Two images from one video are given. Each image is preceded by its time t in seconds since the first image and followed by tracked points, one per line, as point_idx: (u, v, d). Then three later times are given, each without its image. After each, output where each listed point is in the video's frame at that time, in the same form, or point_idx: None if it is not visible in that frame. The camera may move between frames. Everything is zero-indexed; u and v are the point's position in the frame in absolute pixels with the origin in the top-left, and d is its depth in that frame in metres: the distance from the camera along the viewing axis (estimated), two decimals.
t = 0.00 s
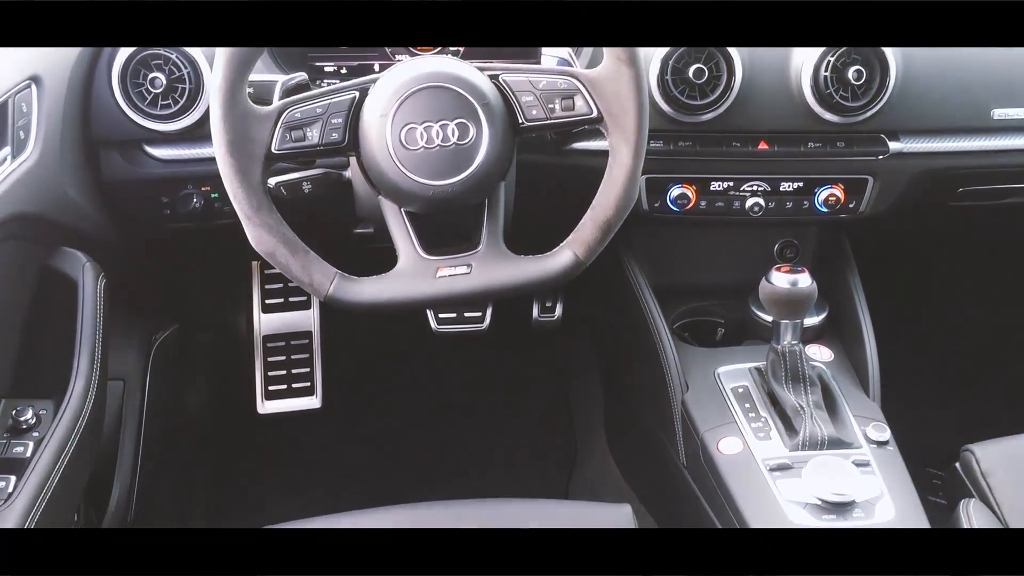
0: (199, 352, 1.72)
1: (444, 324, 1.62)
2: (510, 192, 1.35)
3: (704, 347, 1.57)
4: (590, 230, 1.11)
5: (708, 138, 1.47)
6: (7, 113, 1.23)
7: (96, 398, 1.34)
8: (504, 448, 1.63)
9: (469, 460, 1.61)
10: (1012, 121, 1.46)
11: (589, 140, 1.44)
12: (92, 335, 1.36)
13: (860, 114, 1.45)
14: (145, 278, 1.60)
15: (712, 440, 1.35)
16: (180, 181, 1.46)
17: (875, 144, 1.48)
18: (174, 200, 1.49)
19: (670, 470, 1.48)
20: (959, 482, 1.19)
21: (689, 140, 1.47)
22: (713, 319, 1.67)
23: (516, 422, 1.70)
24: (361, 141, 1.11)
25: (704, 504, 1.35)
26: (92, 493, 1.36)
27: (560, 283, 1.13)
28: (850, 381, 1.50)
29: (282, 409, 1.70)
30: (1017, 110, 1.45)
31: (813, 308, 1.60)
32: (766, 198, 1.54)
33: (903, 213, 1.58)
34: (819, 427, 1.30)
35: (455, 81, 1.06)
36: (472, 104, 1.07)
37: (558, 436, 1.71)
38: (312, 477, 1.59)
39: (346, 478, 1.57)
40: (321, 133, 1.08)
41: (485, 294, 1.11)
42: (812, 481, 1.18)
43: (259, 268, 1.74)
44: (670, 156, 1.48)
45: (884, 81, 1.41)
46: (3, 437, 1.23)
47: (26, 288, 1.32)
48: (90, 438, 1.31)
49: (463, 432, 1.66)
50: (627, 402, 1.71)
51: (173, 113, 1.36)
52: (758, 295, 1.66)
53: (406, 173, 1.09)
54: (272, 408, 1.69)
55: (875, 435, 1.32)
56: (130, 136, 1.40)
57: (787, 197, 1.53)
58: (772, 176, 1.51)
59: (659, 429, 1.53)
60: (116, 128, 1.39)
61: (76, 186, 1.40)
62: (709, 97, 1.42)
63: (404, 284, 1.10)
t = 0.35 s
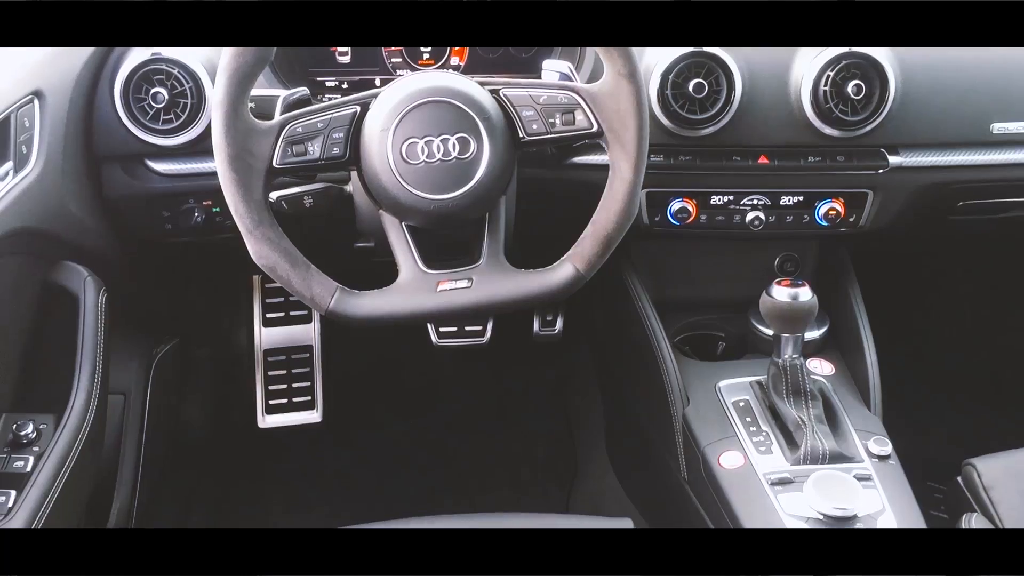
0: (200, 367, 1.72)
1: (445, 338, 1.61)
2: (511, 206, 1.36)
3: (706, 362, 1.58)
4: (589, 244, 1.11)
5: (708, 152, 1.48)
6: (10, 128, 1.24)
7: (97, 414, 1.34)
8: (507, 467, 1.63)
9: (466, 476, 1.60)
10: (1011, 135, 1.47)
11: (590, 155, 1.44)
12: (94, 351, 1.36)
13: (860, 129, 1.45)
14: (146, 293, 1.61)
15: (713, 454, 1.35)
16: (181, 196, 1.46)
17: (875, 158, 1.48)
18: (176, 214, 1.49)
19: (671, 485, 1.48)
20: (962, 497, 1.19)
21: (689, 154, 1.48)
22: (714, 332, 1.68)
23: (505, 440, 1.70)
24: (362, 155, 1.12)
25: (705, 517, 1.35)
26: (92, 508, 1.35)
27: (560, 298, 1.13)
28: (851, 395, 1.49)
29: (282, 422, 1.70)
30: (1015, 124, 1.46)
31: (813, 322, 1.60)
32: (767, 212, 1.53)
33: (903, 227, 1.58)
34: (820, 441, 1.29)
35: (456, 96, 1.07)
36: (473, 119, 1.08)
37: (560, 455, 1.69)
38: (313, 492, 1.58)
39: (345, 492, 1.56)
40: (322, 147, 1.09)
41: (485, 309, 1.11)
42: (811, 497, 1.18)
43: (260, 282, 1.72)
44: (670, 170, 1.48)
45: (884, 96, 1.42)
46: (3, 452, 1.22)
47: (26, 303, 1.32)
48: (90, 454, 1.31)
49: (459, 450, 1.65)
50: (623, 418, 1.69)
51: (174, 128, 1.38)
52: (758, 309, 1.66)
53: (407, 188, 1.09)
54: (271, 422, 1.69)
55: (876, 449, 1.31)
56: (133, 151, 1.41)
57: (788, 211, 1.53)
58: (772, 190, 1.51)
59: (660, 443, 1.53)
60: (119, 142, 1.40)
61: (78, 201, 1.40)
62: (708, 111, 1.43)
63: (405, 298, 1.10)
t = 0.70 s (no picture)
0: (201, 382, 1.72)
1: (446, 353, 1.63)
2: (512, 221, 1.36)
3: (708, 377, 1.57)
4: (590, 259, 1.10)
5: (709, 168, 1.48)
6: (14, 143, 1.24)
7: (98, 430, 1.34)
8: (507, 478, 1.62)
9: (464, 490, 1.57)
10: (1012, 151, 1.47)
11: (590, 170, 1.45)
12: (95, 368, 1.36)
13: (859, 145, 1.45)
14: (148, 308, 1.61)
15: (714, 469, 1.35)
16: (183, 212, 1.47)
17: (875, 175, 1.48)
18: (178, 230, 1.49)
19: (672, 500, 1.48)
20: (965, 514, 1.18)
21: (691, 170, 1.48)
22: (714, 347, 1.68)
23: (504, 452, 1.67)
24: (363, 171, 1.12)
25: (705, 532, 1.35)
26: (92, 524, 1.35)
27: (561, 314, 1.13)
28: (853, 411, 1.49)
29: (281, 439, 1.71)
30: (1016, 140, 1.46)
31: (815, 337, 1.61)
32: (767, 228, 1.54)
33: (904, 242, 1.58)
34: (822, 456, 1.29)
35: (457, 112, 1.08)
36: (474, 135, 1.08)
37: (559, 467, 1.68)
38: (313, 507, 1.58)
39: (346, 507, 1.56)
40: (324, 164, 1.09)
41: (485, 324, 1.11)
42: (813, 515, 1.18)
43: (260, 298, 1.73)
44: (672, 186, 1.49)
45: (883, 112, 1.42)
46: (3, 468, 1.22)
47: (28, 318, 1.32)
48: (91, 470, 1.30)
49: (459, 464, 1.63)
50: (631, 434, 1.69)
51: (176, 144, 1.38)
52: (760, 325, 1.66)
53: (408, 203, 1.09)
54: (271, 439, 1.70)
55: (878, 465, 1.31)
56: (135, 167, 1.41)
57: (788, 226, 1.54)
58: (773, 206, 1.52)
59: (661, 458, 1.52)
60: (121, 158, 1.40)
61: (81, 217, 1.40)
62: (709, 127, 1.43)
63: (406, 313, 1.10)
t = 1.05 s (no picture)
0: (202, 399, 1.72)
1: (447, 369, 1.62)
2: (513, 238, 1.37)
3: (709, 394, 1.57)
4: (592, 276, 1.10)
5: (710, 185, 1.49)
6: (18, 160, 1.25)
7: (99, 447, 1.34)
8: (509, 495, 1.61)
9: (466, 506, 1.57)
10: (1012, 168, 1.48)
11: (591, 187, 1.45)
12: (97, 385, 1.37)
13: (860, 162, 1.45)
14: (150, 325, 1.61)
15: (717, 486, 1.35)
16: (185, 228, 1.47)
17: (875, 192, 1.49)
18: (180, 247, 1.49)
19: (675, 518, 1.47)
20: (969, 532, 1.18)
21: (692, 187, 1.48)
22: (716, 363, 1.68)
23: (503, 470, 1.66)
24: (365, 188, 1.11)
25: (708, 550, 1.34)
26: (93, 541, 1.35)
27: (563, 331, 1.13)
28: (856, 428, 1.49)
29: (283, 456, 1.67)
30: (1016, 157, 1.47)
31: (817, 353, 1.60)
32: (769, 244, 1.53)
33: (906, 259, 1.59)
34: (825, 473, 1.28)
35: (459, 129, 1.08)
36: (476, 152, 1.08)
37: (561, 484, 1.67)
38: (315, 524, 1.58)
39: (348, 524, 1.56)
40: (327, 180, 1.09)
41: (487, 341, 1.10)
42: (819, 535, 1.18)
43: (263, 314, 1.71)
44: (673, 203, 1.49)
45: (884, 130, 1.42)
46: (5, 484, 1.22)
47: (30, 335, 1.32)
48: (92, 487, 1.30)
49: (459, 483, 1.62)
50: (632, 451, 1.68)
51: (180, 161, 1.38)
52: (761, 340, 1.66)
53: (410, 221, 1.09)
54: (273, 456, 1.66)
55: (881, 482, 1.31)
56: (138, 184, 1.42)
57: (790, 243, 1.54)
58: (774, 222, 1.52)
59: (664, 474, 1.52)
60: (124, 175, 1.41)
61: (83, 234, 1.41)
62: (710, 144, 1.43)
63: (406, 330, 1.10)
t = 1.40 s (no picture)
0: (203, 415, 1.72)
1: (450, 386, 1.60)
2: (514, 252, 1.36)
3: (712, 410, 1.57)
4: (593, 291, 1.11)
5: (711, 201, 1.49)
6: (21, 177, 1.27)
7: (100, 463, 1.34)
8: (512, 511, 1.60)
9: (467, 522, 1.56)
10: (1013, 184, 1.48)
11: (593, 204, 1.46)
12: (99, 401, 1.37)
13: (861, 178, 1.46)
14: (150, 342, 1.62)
15: (720, 503, 1.34)
16: (188, 244, 1.47)
17: (876, 208, 1.49)
18: (182, 263, 1.50)
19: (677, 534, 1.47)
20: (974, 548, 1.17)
21: (693, 203, 1.48)
22: (719, 380, 1.68)
23: (506, 483, 1.63)
24: (368, 203, 1.11)
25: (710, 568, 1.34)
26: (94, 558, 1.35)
27: (566, 346, 1.13)
28: (858, 444, 1.49)
29: (284, 472, 1.68)
30: (1017, 173, 1.47)
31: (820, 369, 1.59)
32: (771, 260, 1.54)
33: (907, 274, 1.59)
34: (828, 489, 1.28)
35: (461, 145, 1.08)
36: (478, 168, 1.09)
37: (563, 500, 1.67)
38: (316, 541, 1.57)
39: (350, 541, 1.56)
40: (329, 197, 1.09)
41: (488, 357, 1.11)
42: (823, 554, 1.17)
43: (265, 331, 1.72)
44: (673, 219, 1.49)
45: (885, 145, 1.43)
46: (6, 501, 1.21)
47: (31, 352, 1.33)
48: (94, 505, 1.30)
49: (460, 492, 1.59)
50: (635, 468, 1.68)
51: (183, 177, 1.39)
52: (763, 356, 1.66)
53: (412, 237, 1.09)
54: (275, 471, 1.68)
55: (884, 498, 1.31)
56: (141, 201, 1.42)
57: (792, 259, 1.53)
58: (776, 238, 1.52)
59: (667, 490, 1.52)
60: (127, 192, 1.41)
61: (86, 249, 1.41)
62: (712, 160, 1.44)
63: (410, 344, 1.10)
